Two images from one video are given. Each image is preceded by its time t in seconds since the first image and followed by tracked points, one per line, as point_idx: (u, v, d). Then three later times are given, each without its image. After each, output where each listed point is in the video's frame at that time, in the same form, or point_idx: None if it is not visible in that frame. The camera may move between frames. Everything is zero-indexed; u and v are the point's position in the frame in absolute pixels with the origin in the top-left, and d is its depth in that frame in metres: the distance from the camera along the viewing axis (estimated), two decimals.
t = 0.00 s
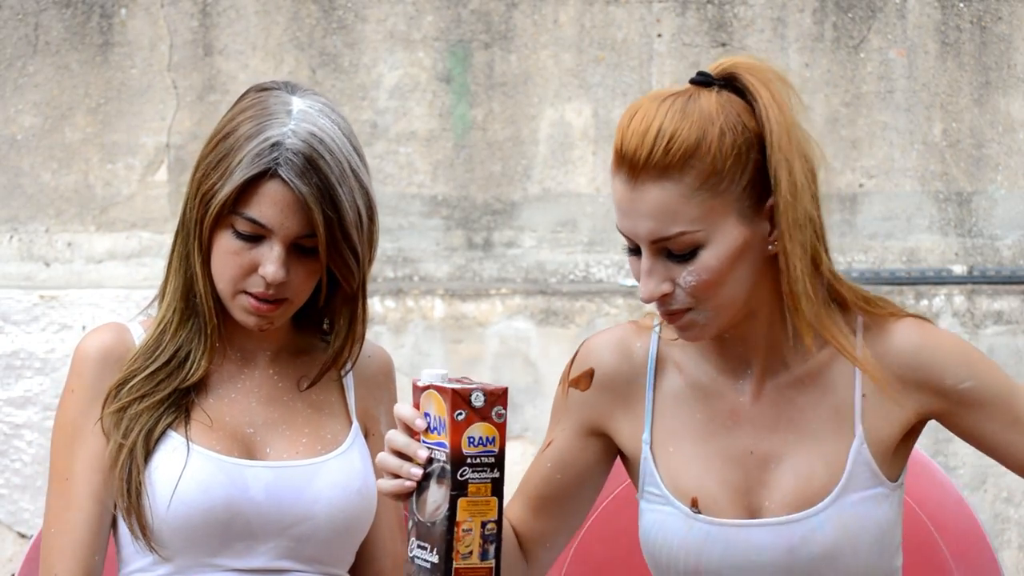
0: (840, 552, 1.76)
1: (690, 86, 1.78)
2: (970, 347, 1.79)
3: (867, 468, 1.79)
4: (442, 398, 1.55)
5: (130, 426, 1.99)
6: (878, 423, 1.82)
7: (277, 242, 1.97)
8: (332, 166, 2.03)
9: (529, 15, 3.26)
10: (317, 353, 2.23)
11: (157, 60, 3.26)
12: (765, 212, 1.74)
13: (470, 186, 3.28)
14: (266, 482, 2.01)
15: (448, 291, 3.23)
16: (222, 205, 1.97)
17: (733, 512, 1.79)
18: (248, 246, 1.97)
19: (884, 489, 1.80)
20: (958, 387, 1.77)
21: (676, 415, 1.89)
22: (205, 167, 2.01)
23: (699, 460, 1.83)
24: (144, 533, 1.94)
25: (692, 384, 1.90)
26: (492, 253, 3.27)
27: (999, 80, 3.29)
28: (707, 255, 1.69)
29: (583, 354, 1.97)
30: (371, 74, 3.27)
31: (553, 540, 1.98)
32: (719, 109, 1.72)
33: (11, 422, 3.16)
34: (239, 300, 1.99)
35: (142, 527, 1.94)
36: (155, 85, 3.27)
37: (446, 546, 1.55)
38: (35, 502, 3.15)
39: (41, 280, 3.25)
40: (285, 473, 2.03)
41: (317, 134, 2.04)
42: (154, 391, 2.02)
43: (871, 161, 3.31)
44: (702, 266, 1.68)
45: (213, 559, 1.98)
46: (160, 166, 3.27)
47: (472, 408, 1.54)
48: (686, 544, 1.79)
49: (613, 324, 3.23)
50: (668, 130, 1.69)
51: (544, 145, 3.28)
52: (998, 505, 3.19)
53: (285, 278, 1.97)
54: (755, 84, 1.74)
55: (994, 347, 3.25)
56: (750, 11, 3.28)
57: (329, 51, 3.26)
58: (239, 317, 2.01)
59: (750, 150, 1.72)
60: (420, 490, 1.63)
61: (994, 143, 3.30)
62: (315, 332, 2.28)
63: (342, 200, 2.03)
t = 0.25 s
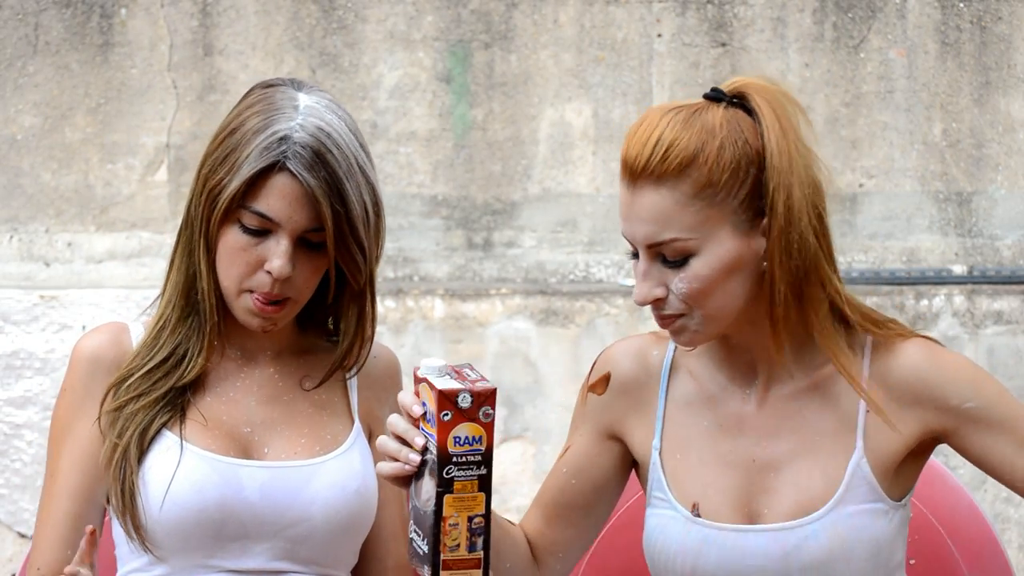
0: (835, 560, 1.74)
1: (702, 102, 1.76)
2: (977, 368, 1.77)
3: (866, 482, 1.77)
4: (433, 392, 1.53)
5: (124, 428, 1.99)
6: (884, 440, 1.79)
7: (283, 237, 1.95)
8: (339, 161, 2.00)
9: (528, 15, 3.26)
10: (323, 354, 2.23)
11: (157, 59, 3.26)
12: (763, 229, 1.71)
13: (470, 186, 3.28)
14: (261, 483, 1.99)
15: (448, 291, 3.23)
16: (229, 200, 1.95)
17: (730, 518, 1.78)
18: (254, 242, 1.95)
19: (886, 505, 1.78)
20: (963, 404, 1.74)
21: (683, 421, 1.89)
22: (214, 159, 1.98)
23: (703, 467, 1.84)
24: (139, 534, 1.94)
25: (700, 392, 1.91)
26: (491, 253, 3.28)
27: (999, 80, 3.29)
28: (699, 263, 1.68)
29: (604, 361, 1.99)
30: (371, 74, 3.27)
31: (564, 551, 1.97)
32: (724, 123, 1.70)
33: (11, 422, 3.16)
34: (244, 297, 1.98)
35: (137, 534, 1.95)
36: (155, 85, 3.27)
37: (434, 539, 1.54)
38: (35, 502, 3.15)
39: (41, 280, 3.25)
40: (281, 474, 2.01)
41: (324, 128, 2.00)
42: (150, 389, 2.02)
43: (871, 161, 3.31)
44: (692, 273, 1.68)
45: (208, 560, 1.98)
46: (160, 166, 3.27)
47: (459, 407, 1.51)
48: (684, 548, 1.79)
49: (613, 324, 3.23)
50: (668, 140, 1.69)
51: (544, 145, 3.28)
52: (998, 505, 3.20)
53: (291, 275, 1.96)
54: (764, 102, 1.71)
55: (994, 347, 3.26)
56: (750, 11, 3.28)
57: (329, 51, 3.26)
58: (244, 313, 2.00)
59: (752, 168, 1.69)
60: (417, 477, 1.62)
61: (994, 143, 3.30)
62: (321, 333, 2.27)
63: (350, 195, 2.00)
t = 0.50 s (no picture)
0: (833, 544, 1.77)
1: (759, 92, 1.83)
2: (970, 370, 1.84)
3: (867, 472, 1.81)
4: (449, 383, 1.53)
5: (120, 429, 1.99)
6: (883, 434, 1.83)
7: (316, 193, 1.97)
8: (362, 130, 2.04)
9: (528, 15, 3.26)
10: (323, 347, 2.22)
11: (157, 59, 3.26)
12: (795, 220, 1.77)
13: (469, 186, 3.28)
14: (254, 488, 1.97)
15: (448, 291, 3.23)
16: (261, 158, 1.95)
17: (730, 497, 1.79)
18: (286, 199, 1.95)
19: (883, 494, 1.82)
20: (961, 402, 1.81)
21: (684, 408, 1.91)
22: (233, 131, 1.98)
23: (704, 450, 1.85)
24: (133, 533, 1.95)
25: (701, 377, 1.93)
26: (491, 253, 3.28)
27: (999, 80, 3.29)
28: (732, 235, 1.73)
29: (606, 352, 2.03)
30: (371, 74, 3.27)
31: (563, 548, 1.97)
32: (782, 111, 1.77)
33: (11, 422, 3.16)
34: (275, 261, 1.96)
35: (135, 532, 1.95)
36: (155, 85, 3.27)
37: (463, 526, 1.54)
38: (35, 502, 3.15)
39: (41, 280, 3.25)
40: (275, 479, 1.99)
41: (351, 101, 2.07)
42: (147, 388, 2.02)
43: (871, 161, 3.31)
44: (723, 243, 1.74)
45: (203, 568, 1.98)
46: (160, 166, 3.27)
47: (477, 395, 1.51)
48: (683, 530, 1.81)
49: (613, 324, 3.23)
50: (726, 112, 1.74)
51: (544, 145, 3.28)
52: (998, 505, 3.19)
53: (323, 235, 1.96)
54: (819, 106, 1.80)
55: (994, 347, 3.25)
56: (750, 11, 3.28)
57: (329, 51, 3.26)
58: (271, 280, 1.96)
59: (800, 161, 1.77)
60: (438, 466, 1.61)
61: (994, 143, 3.30)
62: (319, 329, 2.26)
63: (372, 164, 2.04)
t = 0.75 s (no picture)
0: (837, 543, 1.83)
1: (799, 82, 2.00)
2: (981, 382, 1.94)
3: (876, 474, 1.88)
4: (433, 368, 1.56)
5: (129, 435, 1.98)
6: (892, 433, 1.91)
7: (282, 161, 2.03)
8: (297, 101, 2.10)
9: (529, 15, 3.27)
10: (326, 338, 2.21)
11: (157, 60, 3.26)
12: (821, 200, 1.90)
13: (470, 186, 3.28)
14: (264, 488, 1.97)
15: (448, 291, 3.23)
16: (211, 145, 2.00)
17: (739, 493, 1.87)
18: (259, 176, 2.01)
19: (891, 499, 1.88)
20: (970, 409, 1.90)
21: (697, 399, 2.00)
22: (178, 132, 2.04)
23: (716, 445, 1.93)
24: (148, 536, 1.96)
25: (715, 371, 2.02)
26: (492, 253, 3.27)
27: (999, 80, 3.29)
28: (757, 200, 1.86)
29: (622, 346, 2.12)
30: (371, 74, 3.27)
31: (571, 540, 2.03)
32: (817, 96, 1.94)
33: (11, 422, 3.16)
34: (263, 238, 2.00)
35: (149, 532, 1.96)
36: (155, 85, 3.27)
37: (425, 511, 1.59)
38: (35, 502, 3.15)
39: (41, 280, 3.25)
40: (284, 479, 1.98)
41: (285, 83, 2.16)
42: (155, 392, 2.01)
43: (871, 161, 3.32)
44: (748, 208, 1.86)
45: (211, 566, 1.98)
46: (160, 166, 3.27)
47: (456, 383, 1.53)
48: (692, 522, 1.87)
49: (614, 325, 3.22)
50: (761, 87, 1.91)
51: (544, 145, 3.28)
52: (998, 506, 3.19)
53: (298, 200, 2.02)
54: (855, 101, 1.98)
55: (995, 347, 3.24)
56: (750, 11, 3.28)
57: (329, 51, 3.26)
58: (266, 257, 2.01)
59: (832, 143, 1.92)
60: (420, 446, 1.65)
61: (994, 143, 3.29)
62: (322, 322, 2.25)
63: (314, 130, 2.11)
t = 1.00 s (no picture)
0: (840, 548, 1.82)
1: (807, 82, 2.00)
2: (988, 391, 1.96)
3: (880, 480, 1.86)
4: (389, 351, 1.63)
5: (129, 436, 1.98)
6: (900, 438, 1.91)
7: (252, 161, 2.01)
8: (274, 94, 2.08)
9: (528, 15, 3.27)
10: (328, 338, 2.20)
11: (157, 60, 3.26)
12: (831, 196, 1.90)
13: (470, 186, 3.28)
14: (263, 488, 1.96)
15: (448, 291, 3.23)
16: (183, 152, 2.01)
17: (742, 498, 1.87)
18: (230, 180, 2.00)
19: (897, 506, 1.86)
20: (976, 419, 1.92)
21: (704, 400, 2.01)
22: (162, 139, 2.04)
23: (722, 448, 1.94)
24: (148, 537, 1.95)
25: (723, 373, 2.03)
26: (491, 253, 3.28)
27: (999, 80, 3.29)
28: (766, 196, 1.86)
29: (632, 345, 2.15)
30: (371, 74, 3.27)
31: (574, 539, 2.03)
32: (824, 93, 1.94)
33: (11, 422, 3.16)
34: (238, 241, 1.99)
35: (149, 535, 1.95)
36: (155, 85, 3.27)
37: (375, 491, 1.61)
38: (35, 502, 3.15)
39: (41, 280, 3.25)
40: (284, 480, 1.97)
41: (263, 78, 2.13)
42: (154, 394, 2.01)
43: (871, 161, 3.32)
44: (757, 204, 1.86)
45: (210, 566, 1.98)
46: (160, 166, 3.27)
47: (407, 360, 1.60)
48: (695, 525, 1.87)
49: (613, 325, 3.22)
50: (766, 85, 1.92)
51: (544, 146, 3.28)
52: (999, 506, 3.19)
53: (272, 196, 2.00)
54: (862, 98, 1.98)
55: (995, 347, 3.23)
56: (750, 11, 3.28)
57: (329, 51, 3.26)
58: (244, 259, 2.00)
59: (840, 138, 1.92)
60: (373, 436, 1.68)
61: (994, 143, 3.29)
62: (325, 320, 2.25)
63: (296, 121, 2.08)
